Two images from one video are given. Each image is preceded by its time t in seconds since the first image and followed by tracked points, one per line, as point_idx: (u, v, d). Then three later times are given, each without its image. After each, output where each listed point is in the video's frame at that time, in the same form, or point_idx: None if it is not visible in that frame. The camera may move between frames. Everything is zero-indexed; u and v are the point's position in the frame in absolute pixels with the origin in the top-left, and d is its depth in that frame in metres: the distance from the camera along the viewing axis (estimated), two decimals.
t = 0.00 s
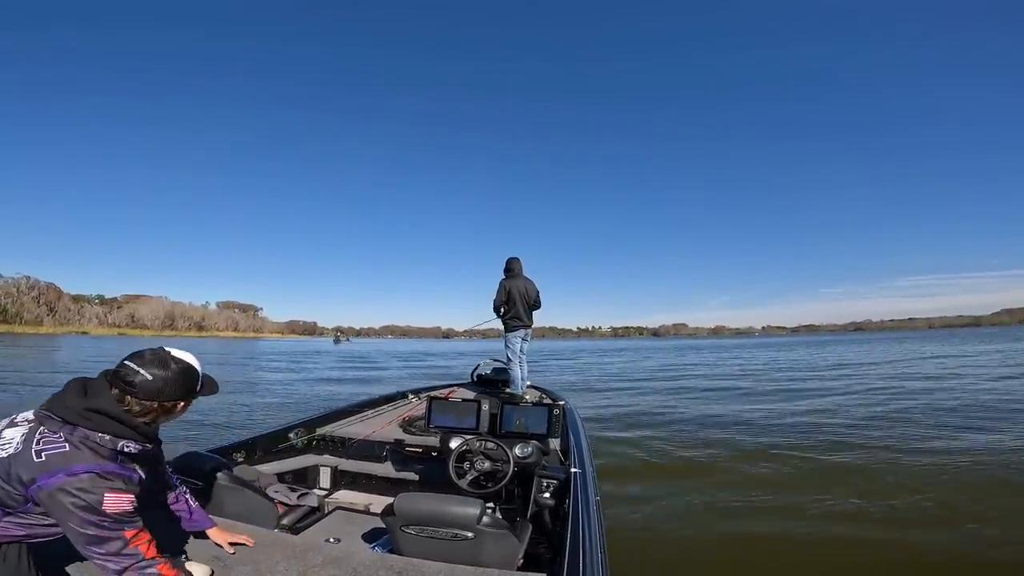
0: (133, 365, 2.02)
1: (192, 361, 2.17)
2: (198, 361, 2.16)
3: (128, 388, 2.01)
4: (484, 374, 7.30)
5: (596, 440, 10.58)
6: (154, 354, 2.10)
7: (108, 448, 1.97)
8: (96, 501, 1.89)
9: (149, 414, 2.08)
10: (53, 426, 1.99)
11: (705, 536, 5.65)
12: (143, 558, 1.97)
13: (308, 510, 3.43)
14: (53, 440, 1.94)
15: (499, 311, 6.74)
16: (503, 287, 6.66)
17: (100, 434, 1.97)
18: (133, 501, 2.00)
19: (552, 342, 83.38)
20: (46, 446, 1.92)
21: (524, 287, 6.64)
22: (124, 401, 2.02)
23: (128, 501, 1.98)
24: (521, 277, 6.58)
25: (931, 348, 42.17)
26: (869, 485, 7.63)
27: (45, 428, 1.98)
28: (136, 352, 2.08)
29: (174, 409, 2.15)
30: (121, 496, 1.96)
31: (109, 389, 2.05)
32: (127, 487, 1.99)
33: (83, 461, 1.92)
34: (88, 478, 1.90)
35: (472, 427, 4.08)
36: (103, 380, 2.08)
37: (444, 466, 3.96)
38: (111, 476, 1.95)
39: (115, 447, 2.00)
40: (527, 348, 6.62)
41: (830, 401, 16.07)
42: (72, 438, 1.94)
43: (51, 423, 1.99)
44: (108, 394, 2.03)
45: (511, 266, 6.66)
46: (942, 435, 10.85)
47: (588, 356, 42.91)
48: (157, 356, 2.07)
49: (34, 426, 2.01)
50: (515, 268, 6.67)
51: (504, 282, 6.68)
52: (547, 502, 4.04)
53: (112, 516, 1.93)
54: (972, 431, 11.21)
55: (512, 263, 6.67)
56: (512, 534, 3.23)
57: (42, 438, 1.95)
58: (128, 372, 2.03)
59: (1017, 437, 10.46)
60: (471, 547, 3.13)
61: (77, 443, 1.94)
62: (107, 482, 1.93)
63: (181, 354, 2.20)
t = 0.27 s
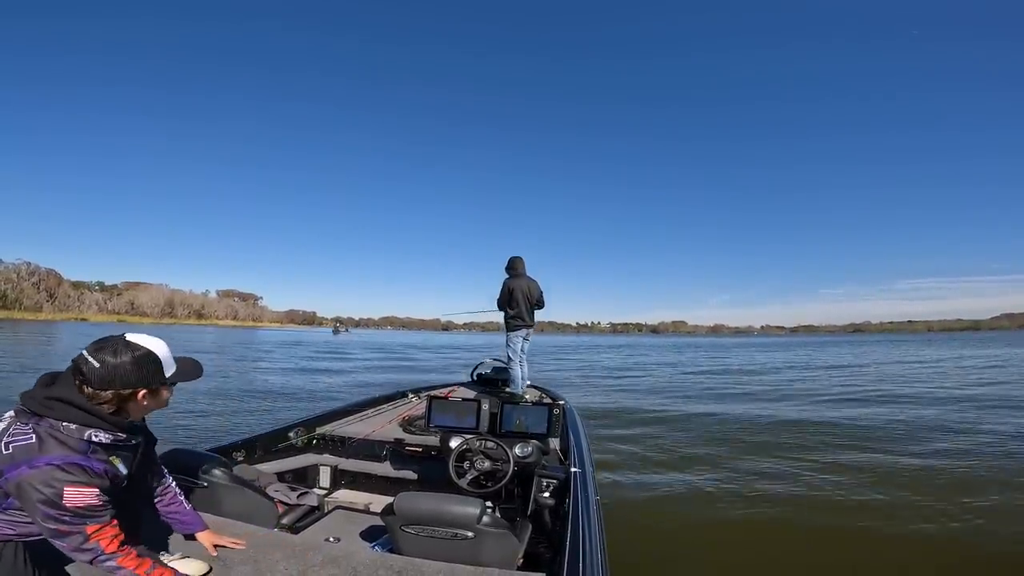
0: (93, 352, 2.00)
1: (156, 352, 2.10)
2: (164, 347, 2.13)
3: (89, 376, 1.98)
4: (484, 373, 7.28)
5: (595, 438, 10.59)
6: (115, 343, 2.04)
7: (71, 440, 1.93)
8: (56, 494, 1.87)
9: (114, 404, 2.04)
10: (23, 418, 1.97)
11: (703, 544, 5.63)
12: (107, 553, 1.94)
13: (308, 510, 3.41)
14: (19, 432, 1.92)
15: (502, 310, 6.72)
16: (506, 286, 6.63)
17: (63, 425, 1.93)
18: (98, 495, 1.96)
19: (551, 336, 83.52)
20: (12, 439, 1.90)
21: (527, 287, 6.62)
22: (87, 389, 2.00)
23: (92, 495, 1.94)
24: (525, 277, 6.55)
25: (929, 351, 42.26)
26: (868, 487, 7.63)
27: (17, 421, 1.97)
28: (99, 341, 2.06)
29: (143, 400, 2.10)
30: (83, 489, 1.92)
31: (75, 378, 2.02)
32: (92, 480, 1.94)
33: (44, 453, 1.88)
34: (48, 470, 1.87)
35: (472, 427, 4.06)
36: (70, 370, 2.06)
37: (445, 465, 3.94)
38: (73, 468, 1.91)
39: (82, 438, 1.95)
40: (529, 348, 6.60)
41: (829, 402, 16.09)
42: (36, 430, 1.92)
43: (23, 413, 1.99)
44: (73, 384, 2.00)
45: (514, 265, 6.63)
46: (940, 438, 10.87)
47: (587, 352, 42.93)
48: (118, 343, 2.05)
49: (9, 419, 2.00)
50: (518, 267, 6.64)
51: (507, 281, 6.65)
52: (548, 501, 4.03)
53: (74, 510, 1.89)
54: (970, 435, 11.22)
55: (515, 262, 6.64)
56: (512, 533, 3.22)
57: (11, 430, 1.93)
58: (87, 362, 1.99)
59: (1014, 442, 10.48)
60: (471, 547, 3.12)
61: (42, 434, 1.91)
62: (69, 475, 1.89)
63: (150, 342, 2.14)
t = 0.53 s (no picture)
0: (91, 355, 1.99)
1: (154, 354, 2.09)
2: (163, 352, 2.13)
3: (87, 377, 1.97)
4: (484, 373, 7.28)
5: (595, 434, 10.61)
6: (112, 346, 2.03)
7: (67, 442, 1.91)
8: (46, 497, 1.86)
9: (111, 406, 2.02)
10: (21, 418, 1.95)
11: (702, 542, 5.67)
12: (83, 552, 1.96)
13: (308, 510, 3.41)
14: (16, 432, 1.90)
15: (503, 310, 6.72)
16: (509, 286, 6.62)
17: (61, 425, 1.91)
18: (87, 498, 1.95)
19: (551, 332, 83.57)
20: (9, 437, 1.89)
21: (529, 287, 6.61)
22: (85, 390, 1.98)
23: (81, 497, 1.93)
24: (527, 278, 6.53)
25: (927, 348, 42.31)
26: (866, 485, 7.66)
27: (15, 420, 1.95)
28: (99, 343, 2.05)
29: (140, 402, 2.09)
30: (72, 492, 1.91)
31: (74, 380, 2.01)
32: (83, 483, 1.93)
33: (38, 455, 1.86)
34: (40, 472, 1.85)
35: (472, 427, 4.06)
36: (70, 371, 2.04)
37: (444, 465, 3.94)
38: (68, 471, 1.89)
39: (80, 441, 1.92)
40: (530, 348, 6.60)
41: (827, 399, 16.11)
42: (32, 431, 1.89)
43: (24, 410, 1.97)
44: (71, 385, 1.98)
45: (516, 265, 6.61)
46: (938, 436, 10.90)
47: (585, 348, 42.98)
48: (119, 347, 2.04)
49: (8, 417, 1.98)
50: (520, 267, 6.62)
51: (509, 281, 6.64)
52: (547, 501, 4.03)
53: (60, 511, 1.90)
54: (968, 433, 11.24)
55: (517, 262, 6.61)
56: (513, 532, 3.22)
57: (8, 430, 1.91)
58: (84, 363, 1.99)
59: (1013, 440, 10.50)
60: (471, 547, 3.12)
61: (39, 435, 1.89)
62: (60, 479, 1.88)
63: (150, 345, 2.13)
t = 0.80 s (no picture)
0: (99, 351, 2.00)
1: (158, 351, 2.10)
2: (164, 351, 2.12)
3: (94, 374, 1.97)
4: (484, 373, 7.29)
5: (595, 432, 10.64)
6: (117, 344, 2.04)
7: (73, 436, 1.90)
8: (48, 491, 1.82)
9: (116, 401, 2.02)
10: (28, 416, 1.95)
11: (704, 541, 5.68)
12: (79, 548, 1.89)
13: (308, 510, 3.42)
14: (22, 429, 1.89)
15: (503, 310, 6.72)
16: (509, 287, 6.62)
17: (67, 420, 1.91)
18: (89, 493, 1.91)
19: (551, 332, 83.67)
20: (15, 434, 1.88)
21: (529, 288, 6.63)
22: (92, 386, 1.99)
23: (83, 492, 1.89)
24: (527, 279, 6.56)
25: (926, 343, 42.33)
26: (866, 480, 7.68)
27: (22, 418, 1.94)
28: (106, 340, 2.06)
29: (145, 399, 2.09)
30: (75, 486, 1.87)
31: (82, 376, 2.02)
32: (86, 478, 1.90)
33: (43, 449, 1.85)
34: (45, 466, 1.83)
35: (472, 427, 4.06)
36: (76, 368, 2.05)
37: (444, 465, 3.94)
38: (72, 466, 1.87)
39: (85, 436, 1.92)
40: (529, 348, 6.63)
41: (827, 395, 16.11)
42: (39, 426, 1.89)
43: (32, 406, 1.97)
44: (78, 382, 1.99)
45: (516, 266, 6.61)
46: (937, 429, 10.94)
47: (585, 347, 42.98)
48: (125, 343, 2.05)
49: (14, 417, 1.97)
50: (520, 268, 6.63)
51: (509, 282, 6.64)
52: (547, 501, 4.03)
53: (60, 505, 1.86)
54: (968, 426, 11.26)
55: (517, 263, 6.62)
56: (513, 533, 3.22)
57: (14, 427, 1.91)
58: (89, 359, 1.99)
59: (1012, 432, 10.54)
60: (471, 547, 3.12)
61: (46, 431, 1.88)
62: (64, 473, 1.85)
63: (154, 342, 2.14)
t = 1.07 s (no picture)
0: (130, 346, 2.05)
1: (178, 363, 2.04)
2: (185, 366, 2.05)
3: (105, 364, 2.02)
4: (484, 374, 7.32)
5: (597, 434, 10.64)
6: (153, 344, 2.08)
7: (61, 425, 1.93)
8: (24, 476, 1.82)
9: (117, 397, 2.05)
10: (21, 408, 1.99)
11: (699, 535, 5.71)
12: (55, 535, 1.85)
13: (308, 510, 3.44)
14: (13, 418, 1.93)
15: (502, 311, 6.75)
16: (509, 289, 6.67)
17: (59, 411, 1.96)
18: (68, 480, 1.91)
19: (552, 336, 83.66)
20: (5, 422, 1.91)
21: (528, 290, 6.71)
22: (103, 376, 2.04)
23: (61, 478, 1.89)
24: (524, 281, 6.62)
25: (927, 340, 42.31)
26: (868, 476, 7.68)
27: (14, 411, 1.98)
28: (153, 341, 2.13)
29: (148, 401, 2.07)
30: (54, 472, 1.87)
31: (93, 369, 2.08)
32: (65, 466, 1.90)
33: (26, 435, 1.86)
34: (22, 451, 1.83)
35: (472, 427, 4.08)
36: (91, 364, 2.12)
37: (444, 466, 3.97)
38: (53, 452, 1.88)
39: (73, 426, 1.95)
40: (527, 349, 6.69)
41: (829, 393, 16.11)
42: (29, 415, 1.92)
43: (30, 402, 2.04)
44: (81, 373, 2.04)
45: (516, 268, 6.66)
46: (939, 425, 10.94)
47: (585, 351, 42.98)
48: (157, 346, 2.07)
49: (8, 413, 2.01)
50: (519, 269, 6.68)
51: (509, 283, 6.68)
52: (547, 501, 4.05)
53: (39, 491, 1.85)
54: (969, 421, 11.29)
55: (517, 264, 6.66)
56: (512, 533, 3.24)
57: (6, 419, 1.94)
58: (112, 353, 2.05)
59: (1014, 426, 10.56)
60: (471, 547, 3.13)
61: (35, 418, 1.91)
62: (43, 458, 1.85)
63: (185, 356, 2.10)
